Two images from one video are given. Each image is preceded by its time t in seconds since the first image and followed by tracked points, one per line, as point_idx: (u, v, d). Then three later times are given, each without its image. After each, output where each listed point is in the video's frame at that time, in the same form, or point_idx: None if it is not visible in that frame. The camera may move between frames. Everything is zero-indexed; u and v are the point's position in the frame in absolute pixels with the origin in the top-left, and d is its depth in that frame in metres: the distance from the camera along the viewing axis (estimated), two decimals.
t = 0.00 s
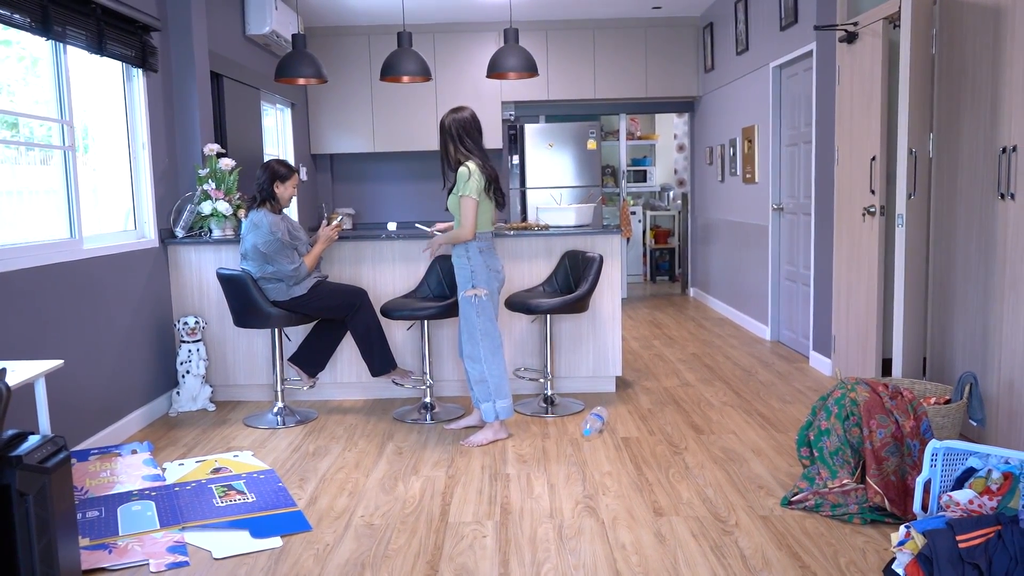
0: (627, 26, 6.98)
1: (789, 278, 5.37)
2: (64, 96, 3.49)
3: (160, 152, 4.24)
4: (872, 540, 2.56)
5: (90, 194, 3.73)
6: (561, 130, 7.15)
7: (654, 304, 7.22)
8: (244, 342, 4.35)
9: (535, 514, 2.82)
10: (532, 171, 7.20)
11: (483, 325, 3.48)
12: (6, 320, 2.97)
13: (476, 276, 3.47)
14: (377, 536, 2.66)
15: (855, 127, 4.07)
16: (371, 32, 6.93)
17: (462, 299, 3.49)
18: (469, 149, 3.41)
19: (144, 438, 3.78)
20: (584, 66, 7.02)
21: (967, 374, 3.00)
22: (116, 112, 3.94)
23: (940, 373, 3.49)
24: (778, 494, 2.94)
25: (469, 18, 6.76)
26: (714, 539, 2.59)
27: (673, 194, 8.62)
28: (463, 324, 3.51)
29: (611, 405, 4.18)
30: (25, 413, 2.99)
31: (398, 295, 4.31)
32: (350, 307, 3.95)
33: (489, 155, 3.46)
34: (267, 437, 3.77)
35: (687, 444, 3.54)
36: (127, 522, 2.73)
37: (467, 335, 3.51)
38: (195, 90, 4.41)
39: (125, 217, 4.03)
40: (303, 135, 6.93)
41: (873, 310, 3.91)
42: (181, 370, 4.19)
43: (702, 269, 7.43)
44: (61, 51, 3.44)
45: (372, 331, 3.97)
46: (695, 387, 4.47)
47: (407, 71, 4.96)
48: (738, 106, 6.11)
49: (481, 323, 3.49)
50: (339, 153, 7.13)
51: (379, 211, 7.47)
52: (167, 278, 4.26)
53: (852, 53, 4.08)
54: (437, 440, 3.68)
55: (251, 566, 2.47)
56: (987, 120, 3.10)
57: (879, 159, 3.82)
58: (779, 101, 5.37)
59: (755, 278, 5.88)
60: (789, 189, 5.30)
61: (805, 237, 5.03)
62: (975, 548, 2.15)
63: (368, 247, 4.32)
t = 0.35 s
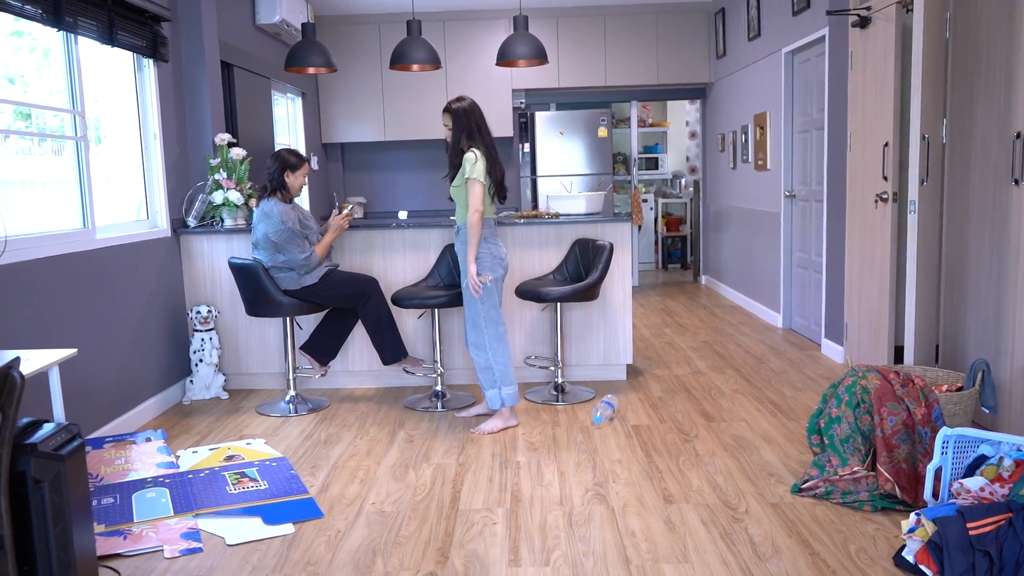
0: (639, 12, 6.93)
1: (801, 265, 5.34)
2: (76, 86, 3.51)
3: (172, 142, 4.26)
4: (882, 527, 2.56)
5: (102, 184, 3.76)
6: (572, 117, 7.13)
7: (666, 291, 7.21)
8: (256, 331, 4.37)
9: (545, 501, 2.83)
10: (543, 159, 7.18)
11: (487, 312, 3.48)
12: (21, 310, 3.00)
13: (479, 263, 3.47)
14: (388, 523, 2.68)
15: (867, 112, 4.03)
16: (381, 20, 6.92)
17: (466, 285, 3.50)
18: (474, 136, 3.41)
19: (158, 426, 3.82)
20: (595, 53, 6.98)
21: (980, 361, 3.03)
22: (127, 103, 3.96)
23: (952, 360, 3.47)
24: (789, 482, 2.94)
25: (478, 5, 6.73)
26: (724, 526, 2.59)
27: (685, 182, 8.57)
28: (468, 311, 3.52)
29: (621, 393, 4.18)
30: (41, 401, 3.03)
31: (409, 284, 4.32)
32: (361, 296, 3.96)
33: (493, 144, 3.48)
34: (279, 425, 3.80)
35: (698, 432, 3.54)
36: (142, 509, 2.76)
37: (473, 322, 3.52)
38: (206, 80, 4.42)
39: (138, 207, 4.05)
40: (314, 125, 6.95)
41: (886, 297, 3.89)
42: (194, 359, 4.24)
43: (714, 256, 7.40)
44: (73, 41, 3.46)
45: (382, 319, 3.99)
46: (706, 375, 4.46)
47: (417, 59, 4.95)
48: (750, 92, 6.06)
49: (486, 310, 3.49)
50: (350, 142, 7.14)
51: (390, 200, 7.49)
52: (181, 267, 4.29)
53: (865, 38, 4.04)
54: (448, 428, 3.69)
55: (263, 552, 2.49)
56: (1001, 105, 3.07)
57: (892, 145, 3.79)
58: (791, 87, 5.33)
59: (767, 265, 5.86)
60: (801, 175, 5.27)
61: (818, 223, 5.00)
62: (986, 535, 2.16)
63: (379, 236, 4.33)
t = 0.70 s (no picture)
0: (624, 12, 6.94)
1: (786, 265, 5.37)
2: (57, 87, 3.48)
3: (155, 144, 4.23)
4: (867, 525, 2.57)
5: (84, 186, 3.72)
6: (558, 118, 7.13)
7: (652, 292, 7.22)
8: (241, 334, 4.35)
9: (532, 503, 2.82)
10: (529, 160, 7.18)
11: (473, 312, 3.45)
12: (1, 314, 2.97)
13: (472, 263, 3.43)
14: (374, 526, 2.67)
15: (851, 113, 4.05)
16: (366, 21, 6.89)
17: (453, 284, 3.44)
18: (456, 137, 3.43)
19: (142, 431, 3.79)
20: (580, 54, 6.99)
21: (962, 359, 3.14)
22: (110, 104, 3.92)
23: (936, 358, 3.49)
24: (774, 481, 2.95)
25: (464, 6, 6.72)
26: (710, 526, 2.60)
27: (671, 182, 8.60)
28: (453, 311, 3.47)
29: (608, 394, 4.19)
30: (22, 407, 3.00)
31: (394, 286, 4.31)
32: (346, 298, 3.95)
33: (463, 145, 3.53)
34: (264, 428, 3.78)
35: (684, 432, 3.55)
36: (125, 514, 2.74)
37: (454, 321, 3.48)
38: (189, 81, 4.39)
39: (120, 209, 4.02)
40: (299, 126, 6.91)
41: (869, 296, 3.91)
42: (178, 362, 4.20)
43: (700, 256, 7.42)
44: (54, 42, 3.43)
45: (368, 321, 3.98)
46: (692, 375, 4.48)
47: (402, 60, 4.94)
48: (734, 93, 6.08)
49: (469, 309, 3.47)
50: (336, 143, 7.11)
51: (376, 201, 7.46)
52: (164, 270, 4.26)
53: (848, 38, 4.06)
54: (434, 430, 3.69)
55: (248, 557, 2.47)
56: (983, 105, 3.09)
57: (875, 144, 3.81)
58: (776, 87, 5.35)
59: (753, 265, 5.88)
60: (785, 175, 5.29)
61: (802, 223, 5.02)
62: (969, 532, 2.18)
63: (364, 238, 4.32)
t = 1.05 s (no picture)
0: (608, 13, 6.97)
1: (770, 265, 5.41)
2: (39, 86, 3.45)
3: (138, 144, 4.20)
4: (851, 523, 2.60)
5: (67, 186, 3.69)
6: (542, 118, 7.15)
7: (637, 292, 7.25)
8: (226, 335, 4.33)
9: (519, 502, 2.83)
10: (514, 160, 7.19)
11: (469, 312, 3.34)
12: None
13: (473, 261, 3.37)
14: (362, 526, 2.67)
15: (833, 115, 4.10)
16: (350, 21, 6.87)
17: (453, 283, 3.32)
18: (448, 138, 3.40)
19: (126, 432, 3.76)
20: (565, 55, 7.01)
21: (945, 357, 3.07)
22: (92, 103, 3.89)
23: (917, 357, 3.54)
24: (759, 479, 2.98)
25: (449, 6, 6.72)
26: (696, 523, 2.62)
27: (655, 182, 8.63)
28: (451, 309, 3.32)
29: (594, 393, 4.20)
30: (4, 408, 2.97)
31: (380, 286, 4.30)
32: (331, 298, 3.95)
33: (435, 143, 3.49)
34: (250, 429, 3.77)
35: (670, 431, 3.57)
36: (110, 516, 2.72)
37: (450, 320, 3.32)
38: (173, 81, 4.37)
39: (103, 209, 3.99)
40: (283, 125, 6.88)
41: (852, 295, 3.96)
42: (163, 363, 4.18)
43: (684, 256, 7.46)
44: (36, 41, 3.40)
45: (354, 321, 3.97)
46: (677, 374, 4.50)
47: (387, 61, 4.93)
48: (718, 94, 6.12)
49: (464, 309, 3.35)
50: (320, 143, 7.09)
51: (360, 202, 7.45)
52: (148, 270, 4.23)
53: (831, 41, 4.10)
54: (421, 430, 3.69)
55: (236, 558, 2.46)
56: (963, 107, 3.13)
57: (857, 146, 3.85)
58: (759, 89, 5.40)
59: (737, 265, 5.92)
60: (769, 175, 5.34)
61: (786, 223, 5.07)
62: (950, 529, 2.21)
63: (350, 238, 4.31)
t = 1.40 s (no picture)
0: (601, 15, 7.00)
1: (761, 266, 5.44)
2: (32, 87, 3.45)
3: (132, 145, 4.20)
4: (842, 521, 2.62)
5: (60, 188, 3.69)
6: (535, 120, 7.17)
7: (630, 293, 7.28)
8: (219, 336, 4.33)
9: (514, 502, 2.85)
10: (507, 161, 7.21)
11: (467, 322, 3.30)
12: None
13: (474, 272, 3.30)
14: (357, 527, 2.68)
15: (825, 117, 4.13)
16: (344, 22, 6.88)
17: (468, 296, 3.25)
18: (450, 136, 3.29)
19: (119, 434, 3.76)
20: (557, 57, 7.03)
21: (935, 359, 3.11)
22: (86, 105, 3.89)
23: (907, 358, 3.57)
24: (752, 478, 3.00)
25: (442, 8, 6.74)
26: (689, 523, 2.64)
27: (648, 183, 8.66)
28: (464, 323, 3.24)
29: (587, 394, 4.22)
30: None
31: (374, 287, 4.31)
32: (326, 299, 3.95)
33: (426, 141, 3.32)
34: (244, 431, 3.77)
35: (663, 431, 3.59)
36: (105, 517, 2.72)
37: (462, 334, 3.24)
38: (167, 82, 4.37)
39: (97, 211, 3.99)
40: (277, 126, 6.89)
41: (843, 296, 3.98)
42: (156, 365, 4.18)
43: (676, 257, 7.50)
44: (29, 42, 3.40)
45: (348, 322, 3.98)
46: (669, 375, 4.53)
47: (381, 62, 4.94)
48: (710, 96, 6.16)
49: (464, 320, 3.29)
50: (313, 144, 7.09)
51: (353, 203, 7.45)
52: (141, 271, 4.22)
53: (821, 43, 4.14)
54: (415, 431, 3.70)
55: (231, 559, 2.47)
56: (952, 109, 3.16)
57: (848, 148, 3.88)
58: (751, 91, 5.43)
59: (728, 266, 5.95)
60: (760, 177, 5.37)
61: (777, 224, 5.10)
62: (940, 526, 2.24)
63: (344, 239, 4.32)
